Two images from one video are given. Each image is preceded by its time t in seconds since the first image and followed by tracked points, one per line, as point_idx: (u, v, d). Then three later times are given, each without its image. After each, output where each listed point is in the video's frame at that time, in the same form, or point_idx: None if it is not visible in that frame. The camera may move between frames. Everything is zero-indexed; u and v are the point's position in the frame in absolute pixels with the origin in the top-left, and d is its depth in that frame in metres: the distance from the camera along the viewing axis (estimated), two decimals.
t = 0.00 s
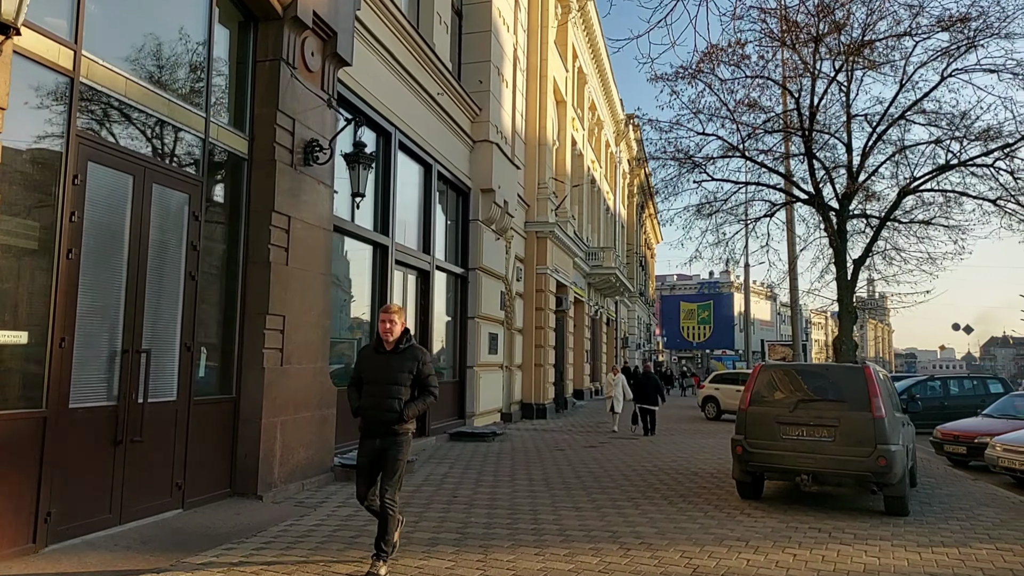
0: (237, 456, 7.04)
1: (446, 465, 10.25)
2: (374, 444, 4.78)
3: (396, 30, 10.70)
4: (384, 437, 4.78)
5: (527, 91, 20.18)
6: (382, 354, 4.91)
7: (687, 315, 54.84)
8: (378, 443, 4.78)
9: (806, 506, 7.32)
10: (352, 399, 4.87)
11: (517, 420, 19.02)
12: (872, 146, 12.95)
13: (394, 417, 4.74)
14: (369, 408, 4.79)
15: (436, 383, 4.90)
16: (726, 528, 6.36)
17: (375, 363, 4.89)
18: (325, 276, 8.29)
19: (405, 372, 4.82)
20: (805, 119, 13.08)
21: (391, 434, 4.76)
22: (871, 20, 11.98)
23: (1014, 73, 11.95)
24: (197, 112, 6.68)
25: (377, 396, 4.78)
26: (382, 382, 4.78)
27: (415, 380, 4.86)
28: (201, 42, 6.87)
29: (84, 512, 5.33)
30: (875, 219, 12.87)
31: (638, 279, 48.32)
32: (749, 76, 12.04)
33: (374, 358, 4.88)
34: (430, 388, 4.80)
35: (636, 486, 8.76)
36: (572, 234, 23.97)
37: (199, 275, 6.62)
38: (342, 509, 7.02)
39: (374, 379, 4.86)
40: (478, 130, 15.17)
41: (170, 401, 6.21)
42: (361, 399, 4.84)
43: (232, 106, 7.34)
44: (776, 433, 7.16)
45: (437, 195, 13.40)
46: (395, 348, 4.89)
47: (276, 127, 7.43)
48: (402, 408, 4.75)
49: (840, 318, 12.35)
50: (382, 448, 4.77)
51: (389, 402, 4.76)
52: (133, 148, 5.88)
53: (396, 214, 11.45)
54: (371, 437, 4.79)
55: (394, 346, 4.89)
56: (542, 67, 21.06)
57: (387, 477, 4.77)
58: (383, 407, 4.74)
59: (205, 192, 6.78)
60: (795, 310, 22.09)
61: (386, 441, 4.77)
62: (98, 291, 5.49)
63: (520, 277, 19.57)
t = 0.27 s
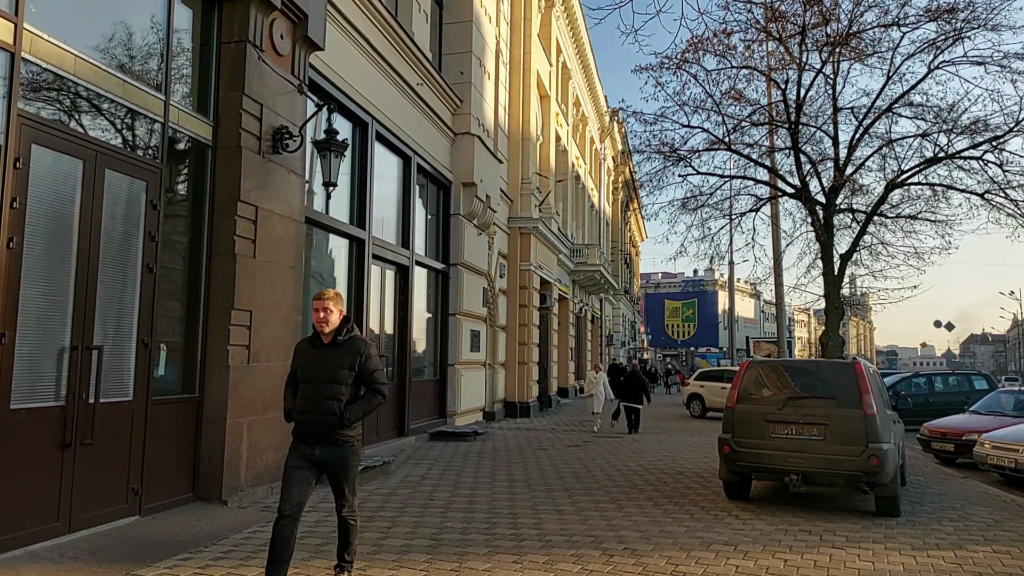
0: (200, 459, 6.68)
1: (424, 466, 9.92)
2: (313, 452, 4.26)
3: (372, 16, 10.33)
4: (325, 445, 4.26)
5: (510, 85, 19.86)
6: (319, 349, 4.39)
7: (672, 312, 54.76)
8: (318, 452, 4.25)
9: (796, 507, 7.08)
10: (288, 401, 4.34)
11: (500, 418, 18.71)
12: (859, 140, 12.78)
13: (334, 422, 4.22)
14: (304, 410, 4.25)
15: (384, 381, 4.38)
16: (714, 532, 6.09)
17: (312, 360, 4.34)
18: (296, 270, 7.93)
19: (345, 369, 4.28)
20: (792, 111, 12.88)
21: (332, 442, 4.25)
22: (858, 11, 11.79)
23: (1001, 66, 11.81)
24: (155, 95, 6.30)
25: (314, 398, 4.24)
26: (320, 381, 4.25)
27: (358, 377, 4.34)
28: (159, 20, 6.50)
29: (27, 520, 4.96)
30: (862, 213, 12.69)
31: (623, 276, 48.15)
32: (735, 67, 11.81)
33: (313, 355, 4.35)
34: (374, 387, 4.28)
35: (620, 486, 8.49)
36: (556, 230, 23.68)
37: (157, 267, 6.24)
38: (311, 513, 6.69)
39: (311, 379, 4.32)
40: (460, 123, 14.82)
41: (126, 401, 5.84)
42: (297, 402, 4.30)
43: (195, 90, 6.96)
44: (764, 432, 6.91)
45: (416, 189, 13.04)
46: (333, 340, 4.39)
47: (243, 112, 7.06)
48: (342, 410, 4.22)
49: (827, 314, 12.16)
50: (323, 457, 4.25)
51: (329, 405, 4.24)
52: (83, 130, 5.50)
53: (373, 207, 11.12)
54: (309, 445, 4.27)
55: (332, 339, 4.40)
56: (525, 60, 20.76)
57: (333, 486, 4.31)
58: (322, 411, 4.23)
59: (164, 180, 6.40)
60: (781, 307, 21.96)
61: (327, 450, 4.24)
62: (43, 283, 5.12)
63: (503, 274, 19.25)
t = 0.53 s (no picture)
0: (162, 467, 6.33)
1: (403, 470, 9.59)
2: (221, 474, 3.60)
3: (349, 5, 9.98)
4: (236, 465, 3.61)
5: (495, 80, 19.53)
6: (225, 350, 3.70)
7: (659, 311, 54.63)
8: (227, 474, 3.60)
9: (785, 513, 6.83)
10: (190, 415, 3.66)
11: (484, 418, 18.42)
12: (847, 136, 12.59)
13: (249, 437, 3.57)
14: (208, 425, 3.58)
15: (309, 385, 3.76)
16: (701, 542, 5.83)
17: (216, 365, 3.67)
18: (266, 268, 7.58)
19: (261, 372, 3.62)
20: (780, 107, 12.65)
21: (245, 462, 3.60)
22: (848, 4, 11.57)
23: (991, 62, 11.64)
24: (112, 81, 5.95)
25: (224, 409, 3.57)
26: (231, 389, 3.58)
27: (278, 381, 3.70)
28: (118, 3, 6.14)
29: None
30: (851, 211, 12.49)
31: (610, 274, 47.96)
32: (723, 61, 11.58)
33: (217, 359, 3.66)
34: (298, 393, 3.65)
35: (604, 492, 8.22)
36: (542, 228, 23.40)
37: (114, 264, 5.89)
38: (278, 524, 6.36)
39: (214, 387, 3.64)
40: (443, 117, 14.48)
41: (78, 406, 5.48)
42: (200, 415, 3.63)
43: (157, 77, 6.60)
44: (753, 436, 6.64)
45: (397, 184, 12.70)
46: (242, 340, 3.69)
47: (209, 100, 6.72)
48: (259, 422, 3.57)
49: (816, 313, 11.96)
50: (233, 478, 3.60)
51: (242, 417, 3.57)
52: (29, 117, 5.14)
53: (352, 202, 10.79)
54: (217, 466, 3.61)
55: (241, 340, 3.69)
56: (511, 55, 20.44)
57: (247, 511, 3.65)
58: (234, 425, 3.55)
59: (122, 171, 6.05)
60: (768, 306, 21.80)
61: (239, 470, 3.60)
62: None
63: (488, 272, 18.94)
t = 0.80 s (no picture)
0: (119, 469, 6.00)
1: (380, 470, 9.26)
2: (96, 492, 3.03)
3: None
4: (115, 483, 3.03)
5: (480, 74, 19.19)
6: (104, 342, 3.07)
7: (647, 310, 54.46)
8: (104, 492, 3.03)
9: (774, 514, 6.57)
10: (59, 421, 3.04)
11: (469, 417, 18.11)
12: (837, 130, 12.39)
13: (133, 447, 2.98)
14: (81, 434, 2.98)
15: (215, 386, 3.21)
16: (687, 546, 5.56)
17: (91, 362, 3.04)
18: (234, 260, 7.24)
19: (150, 367, 3.03)
20: (769, 99, 12.42)
21: (126, 478, 3.01)
22: None
23: (982, 54, 11.47)
24: (64, 59, 5.59)
25: (101, 413, 2.96)
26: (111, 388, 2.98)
27: (176, 379, 3.13)
28: None
29: None
30: (840, 206, 12.28)
31: (598, 272, 47.73)
32: (710, 51, 11.34)
33: (94, 354, 3.04)
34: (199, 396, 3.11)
35: (588, 493, 7.94)
36: (528, 224, 23.11)
37: (65, 254, 5.53)
38: (242, 529, 6.01)
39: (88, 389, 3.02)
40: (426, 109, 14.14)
41: (24, 405, 5.13)
42: (70, 423, 3.02)
43: (116, 56, 6.25)
44: (741, 435, 6.38)
45: (377, 176, 12.34)
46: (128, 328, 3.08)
47: (171, 82, 6.38)
48: (147, 430, 2.99)
49: (805, 310, 11.75)
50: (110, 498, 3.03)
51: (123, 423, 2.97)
52: None
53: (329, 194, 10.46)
54: (92, 482, 3.03)
55: (128, 326, 3.08)
56: (497, 48, 20.12)
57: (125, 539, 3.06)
58: (116, 433, 2.96)
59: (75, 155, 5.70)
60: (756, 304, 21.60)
61: (116, 488, 3.03)
62: None
63: (473, 268, 18.63)
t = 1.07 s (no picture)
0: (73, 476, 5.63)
1: (358, 475, 8.90)
2: None
3: None
4: None
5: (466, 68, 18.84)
6: None
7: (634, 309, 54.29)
8: None
9: (767, 523, 6.29)
10: None
11: (453, 418, 17.78)
12: (828, 126, 12.17)
13: None
14: None
15: (63, 405, 3.17)
16: (677, 559, 5.26)
17: None
18: (201, 255, 6.87)
19: None
20: (759, 93, 12.17)
21: None
22: None
23: (975, 50, 11.27)
24: (11, 37, 5.21)
25: None
26: None
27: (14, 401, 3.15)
28: None
29: None
30: (831, 204, 12.05)
31: (585, 271, 47.48)
32: (700, 43, 11.07)
33: None
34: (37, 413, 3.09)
35: (574, 498, 7.62)
36: (515, 221, 22.77)
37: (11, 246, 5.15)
38: (205, 541, 5.63)
39: None
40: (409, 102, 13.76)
41: None
42: None
43: (71, 37, 5.87)
44: (734, 440, 6.11)
45: (357, 170, 11.98)
46: None
47: (131, 65, 6.02)
48: None
49: (795, 309, 11.51)
50: None
51: None
52: None
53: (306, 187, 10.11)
54: None
55: None
56: (483, 43, 19.78)
57: None
58: None
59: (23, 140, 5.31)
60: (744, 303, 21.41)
61: None
62: None
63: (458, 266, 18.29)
